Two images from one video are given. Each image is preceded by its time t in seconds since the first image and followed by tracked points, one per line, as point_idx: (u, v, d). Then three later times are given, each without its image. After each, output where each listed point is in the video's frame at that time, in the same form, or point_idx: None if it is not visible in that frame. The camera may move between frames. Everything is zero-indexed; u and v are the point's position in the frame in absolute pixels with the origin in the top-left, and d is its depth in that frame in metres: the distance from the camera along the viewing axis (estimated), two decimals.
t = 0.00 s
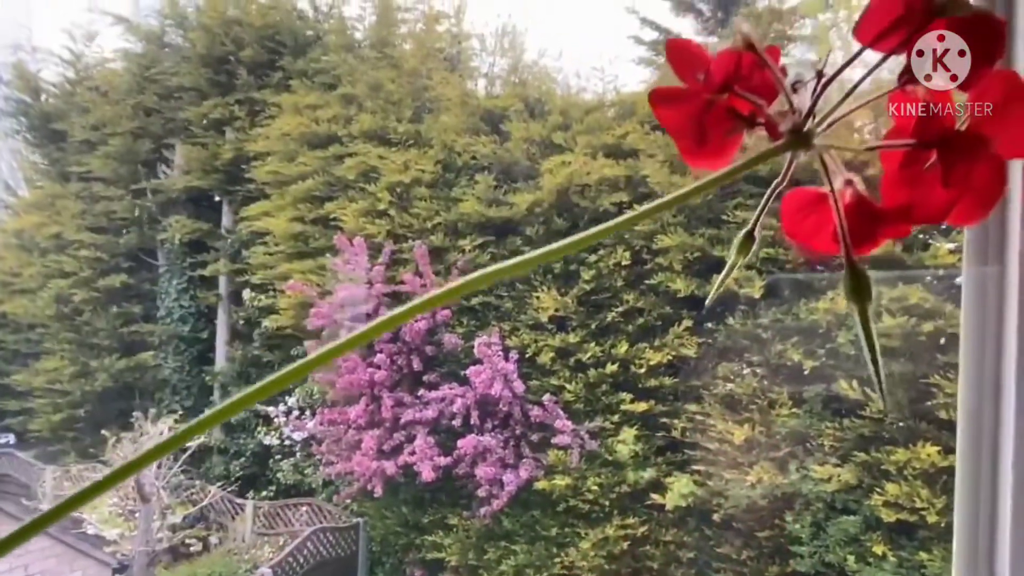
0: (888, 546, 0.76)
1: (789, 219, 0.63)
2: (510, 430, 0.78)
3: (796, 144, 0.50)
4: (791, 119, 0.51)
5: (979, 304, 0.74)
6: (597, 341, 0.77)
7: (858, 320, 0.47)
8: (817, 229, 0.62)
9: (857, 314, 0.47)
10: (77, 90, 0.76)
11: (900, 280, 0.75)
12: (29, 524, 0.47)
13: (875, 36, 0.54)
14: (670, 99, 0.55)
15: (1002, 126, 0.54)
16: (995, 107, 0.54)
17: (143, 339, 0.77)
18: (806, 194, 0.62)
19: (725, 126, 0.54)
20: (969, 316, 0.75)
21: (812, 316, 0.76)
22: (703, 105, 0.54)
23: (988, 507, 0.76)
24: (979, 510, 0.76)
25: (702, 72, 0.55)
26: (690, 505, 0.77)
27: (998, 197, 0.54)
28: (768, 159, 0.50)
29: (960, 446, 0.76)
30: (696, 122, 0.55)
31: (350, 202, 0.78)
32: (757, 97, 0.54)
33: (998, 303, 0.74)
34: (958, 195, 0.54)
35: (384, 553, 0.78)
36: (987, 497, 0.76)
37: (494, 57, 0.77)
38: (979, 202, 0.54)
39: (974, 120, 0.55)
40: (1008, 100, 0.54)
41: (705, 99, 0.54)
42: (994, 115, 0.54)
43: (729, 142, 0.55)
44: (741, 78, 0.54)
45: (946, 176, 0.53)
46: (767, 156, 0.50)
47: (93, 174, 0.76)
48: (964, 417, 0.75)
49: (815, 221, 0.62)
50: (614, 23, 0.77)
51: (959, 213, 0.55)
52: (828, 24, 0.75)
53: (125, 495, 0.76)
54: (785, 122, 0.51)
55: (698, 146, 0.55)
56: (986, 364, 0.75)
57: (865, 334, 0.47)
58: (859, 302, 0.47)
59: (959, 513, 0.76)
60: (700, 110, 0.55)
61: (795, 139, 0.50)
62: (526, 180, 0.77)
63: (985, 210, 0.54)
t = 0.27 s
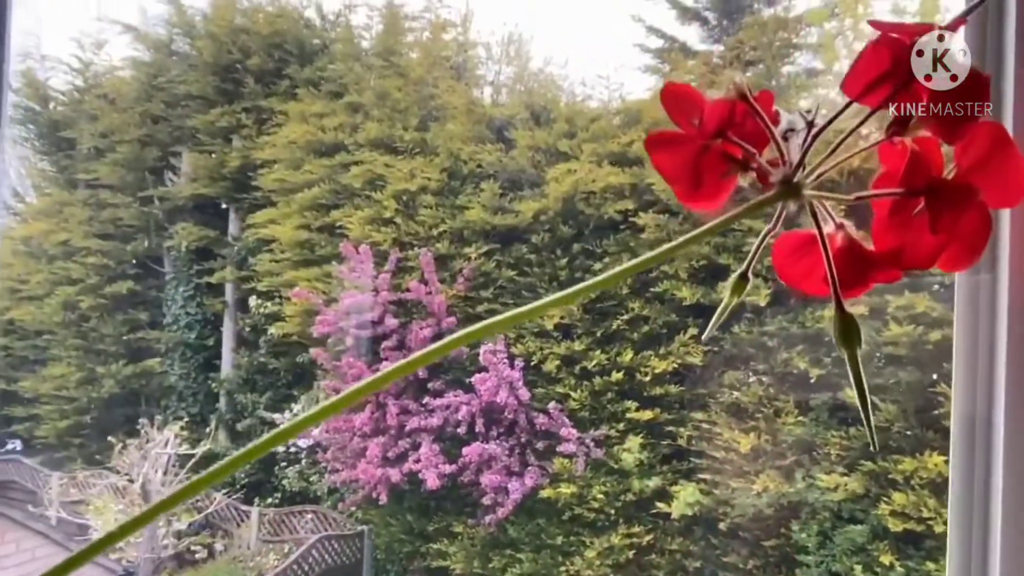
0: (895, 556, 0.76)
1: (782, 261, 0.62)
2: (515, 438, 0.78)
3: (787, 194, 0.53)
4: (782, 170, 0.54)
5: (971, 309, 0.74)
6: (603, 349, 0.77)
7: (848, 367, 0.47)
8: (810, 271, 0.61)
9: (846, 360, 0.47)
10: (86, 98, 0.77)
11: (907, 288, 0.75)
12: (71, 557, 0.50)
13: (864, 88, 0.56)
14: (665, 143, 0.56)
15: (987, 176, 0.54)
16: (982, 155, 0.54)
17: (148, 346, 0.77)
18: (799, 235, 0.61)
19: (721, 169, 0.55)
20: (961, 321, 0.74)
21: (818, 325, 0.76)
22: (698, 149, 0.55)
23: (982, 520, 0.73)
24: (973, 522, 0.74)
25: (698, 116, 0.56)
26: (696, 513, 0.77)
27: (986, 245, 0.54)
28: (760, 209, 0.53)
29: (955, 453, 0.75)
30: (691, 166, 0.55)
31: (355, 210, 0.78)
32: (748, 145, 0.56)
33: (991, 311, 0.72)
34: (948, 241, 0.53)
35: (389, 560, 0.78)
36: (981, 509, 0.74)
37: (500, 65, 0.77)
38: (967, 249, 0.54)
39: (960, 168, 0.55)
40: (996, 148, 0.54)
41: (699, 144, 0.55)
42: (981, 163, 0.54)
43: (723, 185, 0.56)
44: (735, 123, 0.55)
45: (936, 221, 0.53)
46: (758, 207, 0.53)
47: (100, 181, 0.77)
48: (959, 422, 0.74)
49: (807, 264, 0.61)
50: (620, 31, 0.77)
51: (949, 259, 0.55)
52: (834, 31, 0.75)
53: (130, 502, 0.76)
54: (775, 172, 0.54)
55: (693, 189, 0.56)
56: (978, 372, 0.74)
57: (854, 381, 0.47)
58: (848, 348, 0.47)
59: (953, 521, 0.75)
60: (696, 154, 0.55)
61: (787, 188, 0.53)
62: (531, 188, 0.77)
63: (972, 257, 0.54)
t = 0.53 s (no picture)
0: (907, 562, 0.75)
1: (770, 282, 0.61)
2: (524, 443, 0.78)
3: (772, 219, 0.53)
4: (767, 195, 0.54)
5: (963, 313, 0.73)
6: (612, 354, 0.77)
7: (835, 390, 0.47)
8: (798, 293, 0.60)
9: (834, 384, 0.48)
10: (98, 104, 0.77)
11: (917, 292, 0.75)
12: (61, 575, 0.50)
13: (849, 113, 0.54)
14: (655, 166, 0.57)
15: (972, 199, 0.55)
16: (968, 178, 0.55)
17: (158, 351, 0.78)
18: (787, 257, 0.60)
19: (710, 191, 0.56)
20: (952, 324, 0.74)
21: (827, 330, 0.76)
22: (688, 171, 0.56)
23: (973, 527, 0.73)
24: (966, 528, 0.73)
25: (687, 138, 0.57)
26: (706, 519, 0.76)
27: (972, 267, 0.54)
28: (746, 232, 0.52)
29: (948, 457, 0.74)
30: (681, 188, 0.56)
31: (364, 215, 0.79)
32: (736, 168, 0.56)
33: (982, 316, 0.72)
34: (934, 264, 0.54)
35: (398, 566, 0.78)
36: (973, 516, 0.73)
37: (508, 70, 0.77)
38: (953, 272, 0.55)
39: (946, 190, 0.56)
40: (982, 171, 0.55)
41: (688, 167, 0.56)
42: (966, 186, 0.55)
43: (712, 207, 0.57)
44: (724, 146, 0.56)
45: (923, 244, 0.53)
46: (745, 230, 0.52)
47: (111, 187, 0.77)
48: (952, 426, 0.74)
49: (795, 286, 0.60)
50: (628, 36, 0.77)
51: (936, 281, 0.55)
52: (843, 35, 0.75)
53: (141, 507, 0.77)
54: (761, 196, 0.54)
55: (684, 211, 0.57)
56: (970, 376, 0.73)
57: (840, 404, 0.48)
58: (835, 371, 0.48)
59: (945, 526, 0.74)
60: (685, 176, 0.56)
61: (772, 213, 0.53)
62: (540, 193, 0.77)
63: (958, 280, 0.55)
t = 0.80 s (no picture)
0: (918, 567, 0.75)
1: (755, 287, 0.61)
2: (531, 446, 0.78)
3: (753, 223, 0.54)
4: (748, 199, 0.55)
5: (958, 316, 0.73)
6: (619, 357, 0.77)
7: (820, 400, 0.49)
8: (783, 298, 0.61)
9: (819, 393, 0.49)
10: (108, 110, 0.78)
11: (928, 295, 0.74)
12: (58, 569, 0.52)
13: (835, 113, 0.56)
14: (639, 169, 0.57)
15: (959, 203, 0.56)
16: (955, 182, 0.56)
17: (168, 354, 0.78)
18: (773, 262, 0.61)
19: (694, 195, 0.56)
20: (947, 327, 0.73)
21: (836, 332, 0.75)
22: (671, 174, 0.57)
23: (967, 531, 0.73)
24: (960, 533, 0.73)
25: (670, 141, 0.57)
26: (714, 523, 0.76)
27: (960, 272, 0.55)
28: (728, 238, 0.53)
29: (944, 461, 0.74)
30: (664, 192, 0.57)
31: (371, 219, 0.79)
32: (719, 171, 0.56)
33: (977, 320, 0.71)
34: (921, 269, 0.55)
35: (406, 569, 0.78)
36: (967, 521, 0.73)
37: (516, 74, 0.78)
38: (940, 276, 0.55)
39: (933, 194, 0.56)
40: (969, 175, 0.56)
41: (672, 170, 0.56)
42: (953, 191, 0.56)
43: (696, 210, 0.57)
44: (706, 149, 0.56)
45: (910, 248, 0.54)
46: (726, 235, 0.53)
47: (121, 192, 0.78)
48: (947, 430, 0.74)
49: (779, 292, 0.61)
50: (635, 39, 0.77)
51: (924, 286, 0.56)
52: (852, 36, 0.75)
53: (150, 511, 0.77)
54: (742, 200, 0.55)
55: (669, 215, 0.57)
56: (965, 380, 0.73)
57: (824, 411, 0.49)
58: (820, 381, 0.49)
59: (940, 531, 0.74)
60: (669, 179, 0.57)
61: (754, 216, 0.54)
62: (547, 196, 0.77)
63: (945, 285, 0.55)
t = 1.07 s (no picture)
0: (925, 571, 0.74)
1: (742, 298, 0.61)
2: (536, 449, 0.78)
3: (736, 235, 0.53)
4: (732, 210, 0.54)
5: (951, 320, 0.73)
6: (625, 360, 0.77)
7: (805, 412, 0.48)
8: (770, 310, 0.60)
9: (803, 406, 0.48)
10: (115, 113, 0.78)
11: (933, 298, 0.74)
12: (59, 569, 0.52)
13: (820, 124, 0.56)
14: (624, 180, 0.57)
15: (946, 215, 0.56)
16: (941, 194, 0.55)
17: (173, 357, 0.78)
18: (760, 273, 0.60)
19: (682, 205, 0.56)
20: (940, 330, 0.73)
21: (843, 336, 0.75)
22: (657, 185, 0.56)
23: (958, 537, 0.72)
24: (952, 539, 0.72)
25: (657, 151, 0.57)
26: (720, 526, 0.76)
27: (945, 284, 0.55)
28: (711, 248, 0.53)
29: (937, 463, 0.74)
30: (651, 202, 0.56)
31: (377, 222, 0.79)
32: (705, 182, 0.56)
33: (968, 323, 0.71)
34: (907, 281, 0.54)
35: (411, 572, 0.78)
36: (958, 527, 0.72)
37: (520, 76, 0.78)
38: (927, 289, 0.55)
39: (920, 206, 0.56)
40: (955, 186, 0.55)
41: (657, 180, 0.56)
42: (940, 202, 0.56)
43: (684, 221, 0.57)
44: (692, 160, 0.56)
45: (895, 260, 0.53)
46: (709, 247, 0.53)
47: (128, 196, 0.78)
48: (938, 433, 0.74)
49: (767, 304, 0.60)
50: (639, 41, 0.77)
51: (910, 298, 0.56)
52: (857, 39, 0.75)
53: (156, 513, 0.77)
54: (727, 211, 0.54)
55: (655, 225, 0.57)
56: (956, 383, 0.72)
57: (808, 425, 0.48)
58: (805, 393, 0.48)
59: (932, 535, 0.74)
60: (655, 190, 0.56)
61: (738, 228, 0.53)
62: (552, 199, 0.77)
63: (932, 297, 0.55)
